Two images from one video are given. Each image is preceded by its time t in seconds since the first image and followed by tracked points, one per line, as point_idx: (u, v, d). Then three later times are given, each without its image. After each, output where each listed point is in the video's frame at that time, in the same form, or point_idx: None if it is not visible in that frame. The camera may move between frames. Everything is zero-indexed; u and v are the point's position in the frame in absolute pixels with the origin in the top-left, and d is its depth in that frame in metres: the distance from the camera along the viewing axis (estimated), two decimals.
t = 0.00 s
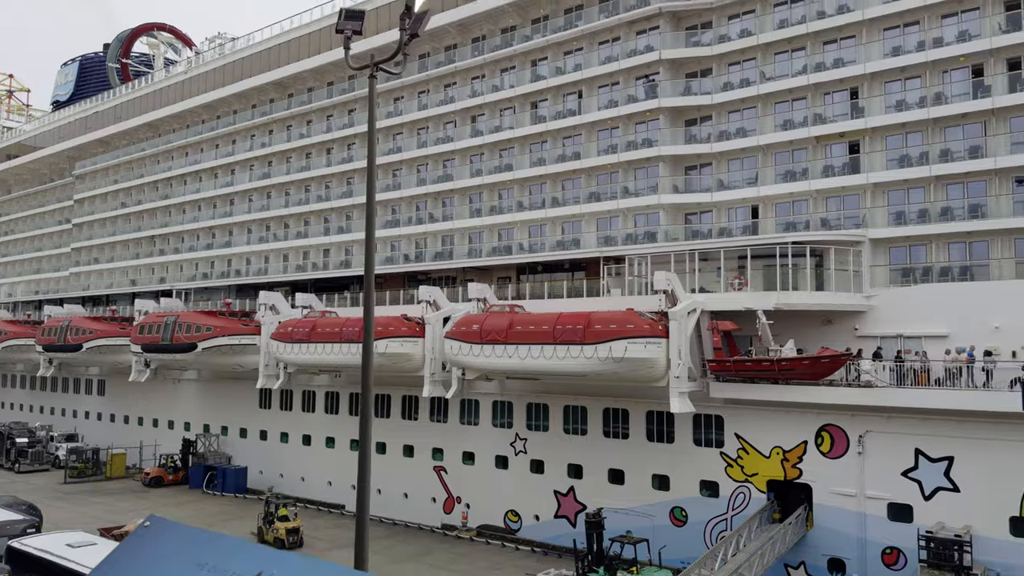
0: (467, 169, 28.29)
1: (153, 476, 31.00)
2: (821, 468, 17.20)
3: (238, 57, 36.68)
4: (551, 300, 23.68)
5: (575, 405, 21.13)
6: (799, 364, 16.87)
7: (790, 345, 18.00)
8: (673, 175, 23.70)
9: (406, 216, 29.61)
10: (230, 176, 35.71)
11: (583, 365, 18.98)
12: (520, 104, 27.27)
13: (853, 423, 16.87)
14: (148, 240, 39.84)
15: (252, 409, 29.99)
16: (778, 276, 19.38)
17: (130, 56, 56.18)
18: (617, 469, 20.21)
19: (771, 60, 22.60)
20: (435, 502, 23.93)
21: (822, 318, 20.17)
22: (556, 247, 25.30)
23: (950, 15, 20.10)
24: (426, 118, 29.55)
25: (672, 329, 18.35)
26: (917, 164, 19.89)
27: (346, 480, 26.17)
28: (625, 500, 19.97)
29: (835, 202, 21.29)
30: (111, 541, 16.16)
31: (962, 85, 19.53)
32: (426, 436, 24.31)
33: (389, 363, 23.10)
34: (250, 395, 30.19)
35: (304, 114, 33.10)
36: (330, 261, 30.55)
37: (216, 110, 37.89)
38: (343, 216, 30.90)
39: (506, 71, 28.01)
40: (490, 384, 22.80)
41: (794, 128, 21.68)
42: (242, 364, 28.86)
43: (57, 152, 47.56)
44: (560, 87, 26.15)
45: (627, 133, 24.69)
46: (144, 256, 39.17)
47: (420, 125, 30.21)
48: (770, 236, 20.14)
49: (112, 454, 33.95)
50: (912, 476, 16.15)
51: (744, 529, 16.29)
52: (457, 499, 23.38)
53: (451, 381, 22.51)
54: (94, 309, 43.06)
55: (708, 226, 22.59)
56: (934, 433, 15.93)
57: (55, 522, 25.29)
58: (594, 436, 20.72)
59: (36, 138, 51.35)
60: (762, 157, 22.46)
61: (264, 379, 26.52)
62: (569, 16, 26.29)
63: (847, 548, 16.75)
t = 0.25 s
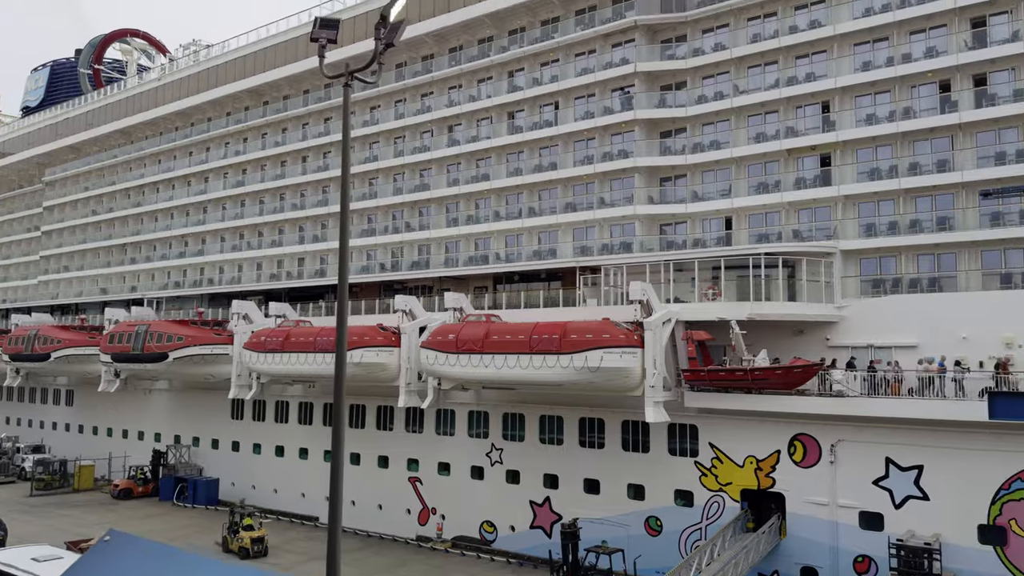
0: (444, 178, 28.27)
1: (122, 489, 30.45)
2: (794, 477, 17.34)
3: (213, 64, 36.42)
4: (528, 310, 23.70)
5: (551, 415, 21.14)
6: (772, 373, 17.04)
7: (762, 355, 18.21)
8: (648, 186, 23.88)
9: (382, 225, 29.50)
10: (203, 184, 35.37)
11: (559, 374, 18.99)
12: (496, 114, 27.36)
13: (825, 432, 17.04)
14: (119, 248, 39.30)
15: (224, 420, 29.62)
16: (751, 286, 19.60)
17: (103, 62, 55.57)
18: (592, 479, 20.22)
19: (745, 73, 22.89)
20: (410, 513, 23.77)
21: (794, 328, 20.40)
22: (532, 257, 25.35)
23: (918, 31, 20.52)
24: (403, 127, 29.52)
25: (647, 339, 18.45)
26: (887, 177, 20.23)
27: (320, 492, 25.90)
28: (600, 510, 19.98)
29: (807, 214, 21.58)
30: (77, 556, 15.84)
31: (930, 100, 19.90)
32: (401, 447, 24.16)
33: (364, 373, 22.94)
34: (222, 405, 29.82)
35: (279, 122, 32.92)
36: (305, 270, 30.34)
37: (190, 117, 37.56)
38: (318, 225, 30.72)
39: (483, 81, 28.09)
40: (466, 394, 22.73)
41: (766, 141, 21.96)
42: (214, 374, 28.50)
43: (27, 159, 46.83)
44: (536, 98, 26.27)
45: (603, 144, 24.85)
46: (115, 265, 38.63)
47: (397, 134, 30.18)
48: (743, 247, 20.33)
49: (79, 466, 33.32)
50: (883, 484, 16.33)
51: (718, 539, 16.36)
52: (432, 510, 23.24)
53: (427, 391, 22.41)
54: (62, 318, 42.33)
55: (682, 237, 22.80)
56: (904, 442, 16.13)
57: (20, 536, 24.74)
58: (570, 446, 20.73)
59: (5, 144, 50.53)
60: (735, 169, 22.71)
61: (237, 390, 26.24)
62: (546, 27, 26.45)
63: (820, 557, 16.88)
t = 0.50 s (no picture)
0: (421, 188, 28.24)
1: (91, 501, 29.89)
2: (767, 486, 17.47)
3: (188, 71, 36.13)
4: (505, 320, 23.68)
5: (528, 425, 21.12)
6: (747, 383, 17.20)
7: (737, 365, 18.35)
8: (625, 197, 24.05)
9: (359, 234, 29.39)
10: (177, 192, 35.02)
11: (536, 384, 18.99)
12: (474, 124, 27.41)
13: (798, 442, 17.20)
14: (90, 256, 38.73)
15: (196, 431, 29.23)
16: (726, 297, 19.78)
17: (75, 68, 54.92)
18: (568, 489, 20.22)
19: (719, 87, 23.16)
20: (385, 525, 23.58)
21: (768, 338, 20.60)
22: (509, 266, 25.37)
23: (888, 47, 20.92)
24: (380, 136, 29.46)
25: (623, 349, 18.52)
26: (858, 189, 20.56)
27: (294, 504, 25.62)
28: (576, 521, 19.98)
29: (780, 226, 21.85)
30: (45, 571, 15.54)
31: (900, 114, 20.27)
32: (377, 458, 23.99)
33: (340, 383, 22.77)
34: (195, 416, 29.43)
35: (254, 130, 32.72)
36: (280, 279, 30.11)
37: (164, 124, 37.20)
38: (293, 233, 30.53)
39: (461, 92, 28.15)
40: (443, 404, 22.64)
41: (740, 153, 22.23)
42: (186, 384, 28.13)
43: None
44: (513, 109, 26.37)
45: (580, 155, 24.99)
46: (86, 273, 38.05)
47: (374, 143, 30.11)
48: (717, 258, 20.49)
49: (47, 478, 32.68)
50: (855, 493, 16.51)
51: (693, 548, 16.42)
52: (408, 522, 23.08)
53: (403, 402, 22.30)
54: (30, 327, 41.58)
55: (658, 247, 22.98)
56: (876, 451, 16.32)
57: None
58: (546, 456, 20.72)
59: None
60: (710, 181, 22.94)
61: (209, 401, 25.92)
62: (523, 39, 26.59)
63: (793, 566, 17.01)
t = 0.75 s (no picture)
0: (395, 197, 28.15)
1: (55, 515, 29.25)
2: (740, 495, 17.58)
3: (159, 78, 35.76)
4: (479, 329, 23.64)
5: (501, 436, 21.08)
6: (718, 394, 17.38)
7: (709, 375, 18.50)
8: (599, 208, 24.20)
9: (332, 243, 29.23)
10: (147, 200, 34.58)
11: (510, 395, 18.96)
12: (448, 134, 27.43)
13: (769, 451, 17.34)
14: (57, 265, 38.06)
15: (165, 442, 28.78)
16: (698, 307, 19.95)
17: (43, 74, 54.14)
18: (542, 499, 20.18)
19: (691, 100, 23.44)
20: (357, 538, 23.34)
21: (739, 348, 20.78)
22: (484, 276, 25.37)
23: (856, 63, 21.32)
24: (354, 145, 29.36)
25: (597, 359, 18.58)
26: (827, 202, 20.89)
27: (264, 516, 25.27)
28: (550, 531, 19.94)
29: (751, 238, 22.12)
30: None
31: (867, 128, 20.67)
32: (349, 469, 23.77)
33: (312, 394, 22.56)
34: (163, 427, 28.96)
35: (227, 138, 32.45)
36: (251, 288, 29.81)
37: (134, 132, 36.75)
38: (265, 242, 30.26)
39: (435, 102, 28.17)
40: (416, 415, 22.52)
41: (712, 165, 22.49)
42: (155, 395, 27.69)
43: None
44: (488, 119, 26.45)
45: (554, 166, 25.12)
46: (52, 282, 37.37)
47: (348, 152, 30.00)
48: (690, 268, 20.66)
49: (9, 491, 31.93)
50: (825, 502, 16.67)
51: (666, 557, 16.45)
52: (380, 534, 22.86)
53: (376, 412, 22.14)
54: None
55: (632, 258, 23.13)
56: (845, 460, 16.51)
57: None
58: (520, 466, 20.68)
59: None
60: (682, 193, 23.18)
61: (178, 412, 25.54)
62: (499, 50, 26.72)
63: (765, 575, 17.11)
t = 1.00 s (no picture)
0: (365, 207, 28.01)
1: (11, 529, 28.44)
2: (707, 506, 17.71)
3: (124, 84, 35.23)
4: (449, 340, 23.58)
5: (471, 447, 21.01)
6: (686, 403, 17.56)
7: (677, 385, 18.69)
8: (569, 219, 24.33)
9: (300, 252, 28.97)
10: (110, 208, 33.98)
11: (479, 406, 18.91)
12: (419, 144, 27.40)
13: (736, 461, 17.51)
14: (15, 273, 37.20)
15: (126, 455, 28.19)
16: (667, 318, 20.01)
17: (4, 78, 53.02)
18: (511, 511, 20.13)
19: (660, 113, 23.74)
20: (323, 551, 23.04)
21: (706, 359, 20.99)
22: (454, 286, 25.33)
23: (820, 79, 21.76)
24: (324, 153, 29.18)
25: (567, 369, 18.64)
26: (793, 215, 21.24)
27: (228, 529, 24.84)
28: (519, 543, 19.87)
29: (718, 250, 22.40)
30: None
31: (831, 143, 21.08)
32: (316, 481, 23.48)
33: (278, 406, 22.28)
34: (125, 439, 28.38)
35: (193, 145, 32.05)
36: (217, 297, 29.40)
37: (97, 138, 36.13)
38: (232, 251, 29.90)
39: (406, 111, 28.13)
40: (385, 426, 22.34)
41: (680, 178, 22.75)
42: (116, 407, 27.13)
43: None
44: (459, 130, 26.49)
45: (524, 177, 25.21)
46: (10, 291, 36.51)
47: (317, 160, 29.80)
48: (658, 280, 20.83)
49: None
50: (791, 511, 16.86)
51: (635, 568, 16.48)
52: (347, 547, 22.60)
53: (343, 424, 21.93)
54: None
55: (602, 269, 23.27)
56: (811, 470, 16.72)
57: None
58: (489, 478, 20.61)
59: None
60: (651, 205, 23.43)
61: (140, 423, 25.04)
62: (470, 61, 26.79)
63: None
